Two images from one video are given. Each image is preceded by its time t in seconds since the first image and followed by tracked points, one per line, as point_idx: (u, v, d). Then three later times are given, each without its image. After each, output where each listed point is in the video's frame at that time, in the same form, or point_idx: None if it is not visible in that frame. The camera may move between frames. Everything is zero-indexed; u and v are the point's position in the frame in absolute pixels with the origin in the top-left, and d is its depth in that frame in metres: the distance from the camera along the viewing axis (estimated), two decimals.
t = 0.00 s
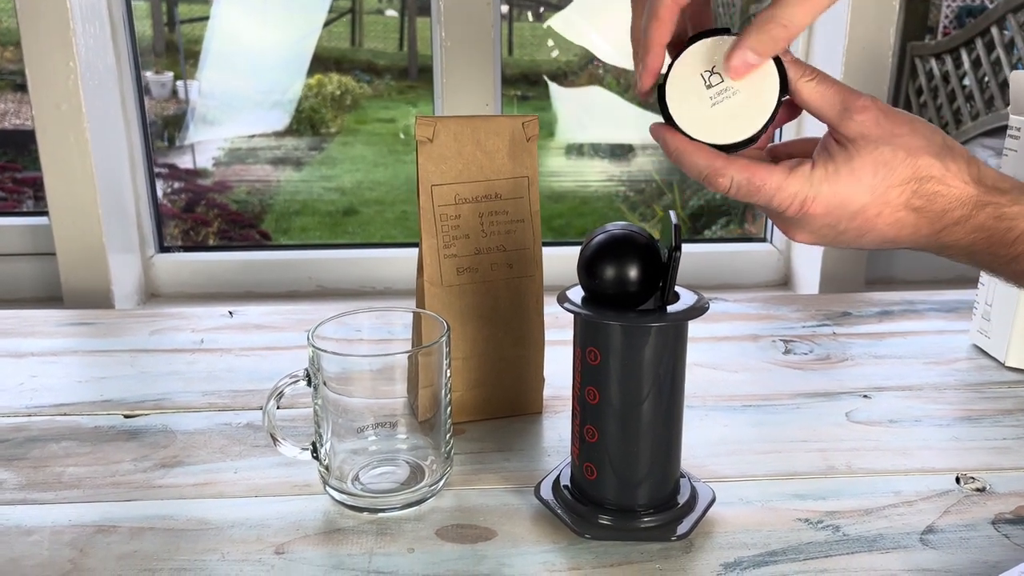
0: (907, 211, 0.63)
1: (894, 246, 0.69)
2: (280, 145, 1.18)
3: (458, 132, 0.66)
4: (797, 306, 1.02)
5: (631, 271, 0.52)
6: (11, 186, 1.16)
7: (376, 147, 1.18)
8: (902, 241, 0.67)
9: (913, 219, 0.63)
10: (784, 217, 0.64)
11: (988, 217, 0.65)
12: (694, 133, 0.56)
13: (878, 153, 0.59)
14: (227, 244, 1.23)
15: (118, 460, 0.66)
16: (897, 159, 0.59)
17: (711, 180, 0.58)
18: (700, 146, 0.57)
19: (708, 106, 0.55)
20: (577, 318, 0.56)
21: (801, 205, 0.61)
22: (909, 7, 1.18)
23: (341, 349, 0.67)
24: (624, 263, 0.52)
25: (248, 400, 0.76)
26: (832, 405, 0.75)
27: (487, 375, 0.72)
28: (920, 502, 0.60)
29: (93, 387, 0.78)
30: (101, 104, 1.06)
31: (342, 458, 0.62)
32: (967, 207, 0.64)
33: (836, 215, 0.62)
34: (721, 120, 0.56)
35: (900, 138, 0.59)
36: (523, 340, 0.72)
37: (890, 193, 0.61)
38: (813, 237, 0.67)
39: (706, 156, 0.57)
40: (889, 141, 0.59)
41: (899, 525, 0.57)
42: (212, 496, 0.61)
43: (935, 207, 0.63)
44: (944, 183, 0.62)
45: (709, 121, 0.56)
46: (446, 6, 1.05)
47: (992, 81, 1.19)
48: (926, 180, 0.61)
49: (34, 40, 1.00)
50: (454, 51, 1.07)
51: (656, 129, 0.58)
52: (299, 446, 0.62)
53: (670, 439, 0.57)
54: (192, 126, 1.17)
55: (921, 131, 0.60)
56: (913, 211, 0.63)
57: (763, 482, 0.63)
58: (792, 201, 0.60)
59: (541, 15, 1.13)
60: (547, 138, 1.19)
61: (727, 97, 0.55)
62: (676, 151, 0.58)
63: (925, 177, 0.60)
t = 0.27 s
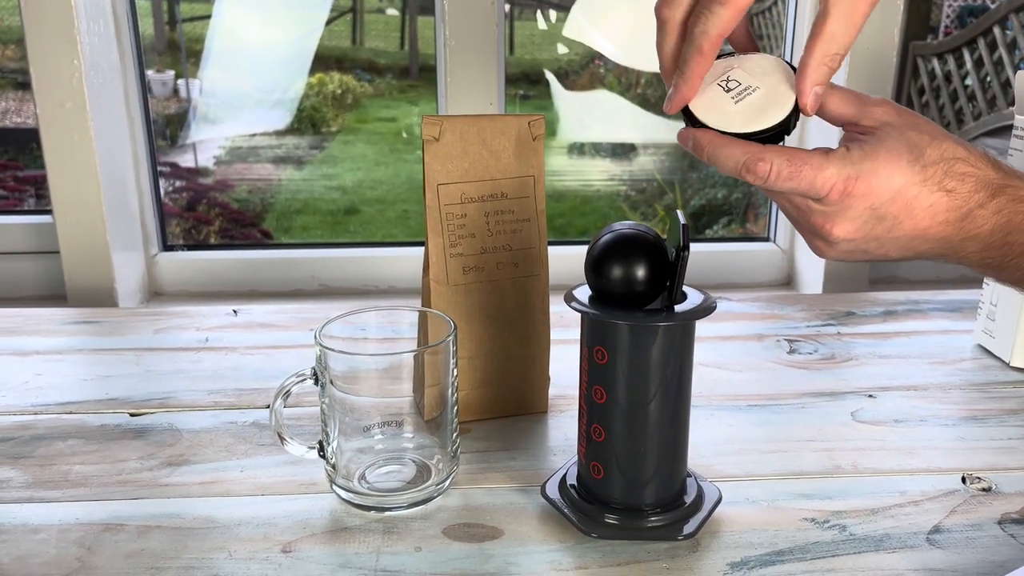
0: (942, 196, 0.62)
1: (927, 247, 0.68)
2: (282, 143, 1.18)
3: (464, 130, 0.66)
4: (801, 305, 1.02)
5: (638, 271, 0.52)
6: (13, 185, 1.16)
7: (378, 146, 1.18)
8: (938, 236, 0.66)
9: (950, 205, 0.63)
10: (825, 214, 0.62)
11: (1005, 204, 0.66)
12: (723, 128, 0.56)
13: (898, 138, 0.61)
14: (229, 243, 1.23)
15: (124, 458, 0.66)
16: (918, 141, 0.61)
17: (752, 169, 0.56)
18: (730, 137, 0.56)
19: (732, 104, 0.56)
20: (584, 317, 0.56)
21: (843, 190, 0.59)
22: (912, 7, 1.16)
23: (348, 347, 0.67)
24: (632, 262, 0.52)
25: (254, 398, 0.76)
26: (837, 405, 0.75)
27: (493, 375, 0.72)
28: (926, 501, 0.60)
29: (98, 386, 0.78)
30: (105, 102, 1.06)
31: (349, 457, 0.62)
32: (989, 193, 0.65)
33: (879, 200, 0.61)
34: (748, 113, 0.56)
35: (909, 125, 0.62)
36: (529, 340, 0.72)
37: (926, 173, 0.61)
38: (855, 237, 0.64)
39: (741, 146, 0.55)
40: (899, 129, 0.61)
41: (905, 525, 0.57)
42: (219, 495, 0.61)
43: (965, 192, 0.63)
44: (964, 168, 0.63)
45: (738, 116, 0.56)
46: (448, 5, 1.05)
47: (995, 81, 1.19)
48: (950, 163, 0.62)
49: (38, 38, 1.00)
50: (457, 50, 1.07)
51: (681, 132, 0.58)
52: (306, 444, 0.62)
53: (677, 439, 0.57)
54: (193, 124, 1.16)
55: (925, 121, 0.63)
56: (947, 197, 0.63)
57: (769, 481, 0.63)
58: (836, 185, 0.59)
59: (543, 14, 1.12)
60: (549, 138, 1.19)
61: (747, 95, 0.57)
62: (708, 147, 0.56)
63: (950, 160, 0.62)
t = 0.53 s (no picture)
0: (958, 222, 0.63)
1: (943, 270, 0.68)
2: (283, 143, 1.18)
3: (465, 132, 0.66)
4: (802, 307, 1.02)
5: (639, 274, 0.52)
6: (14, 185, 1.16)
7: (378, 146, 1.18)
8: (951, 259, 0.66)
9: (965, 231, 0.63)
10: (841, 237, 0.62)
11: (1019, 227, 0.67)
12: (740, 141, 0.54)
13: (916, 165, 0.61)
14: (230, 243, 1.23)
15: (124, 460, 0.66)
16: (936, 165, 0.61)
17: (772, 183, 0.55)
18: (752, 152, 0.54)
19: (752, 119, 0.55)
20: (585, 320, 0.56)
21: (860, 213, 0.59)
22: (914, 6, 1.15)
23: (348, 349, 0.67)
24: (633, 265, 0.52)
25: (254, 400, 0.76)
26: (838, 407, 0.75)
27: (494, 377, 0.72)
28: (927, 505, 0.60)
29: (99, 387, 0.78)
30: (106, 102, 1.06)
31: (349, 459, 0.62)
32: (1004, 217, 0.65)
33: (896, 225, 0.61)
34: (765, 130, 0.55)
35: (924, 152, 0.62)
36: (529, 342, 0.72)
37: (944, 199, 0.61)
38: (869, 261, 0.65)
39: (764, 162, 0.54)
40: (915, 155, 0.61)
41: (907, 528, 0.57)
42: (219, 497, 0.61)
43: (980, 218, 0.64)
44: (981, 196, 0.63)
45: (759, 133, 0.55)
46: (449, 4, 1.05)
47: (995, 81, 1.20)
48: (968, 190, 0.62)
49: (39, 38, 1.00)
50: (459, 50, 1.07)
51: (700, 142, 0.55)
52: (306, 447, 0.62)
53: (678, 443, 0.57)
54: (194, 124, 1.16)
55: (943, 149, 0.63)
56: (963, 222, 0.63)
57: (770, 484, 0.63)
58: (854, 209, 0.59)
59: (544, 14, 1.12)
60: (550, 138, 1.19)
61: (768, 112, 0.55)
62: (727, 160, 0.55)
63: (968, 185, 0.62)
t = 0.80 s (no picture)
0: (970, 210, 0.64)
1: (960, 267, 0.69)
2: (283, 143, 1.18)
3: (465, 133, 0.66)
4: (804, 308, 1.02)
5: (642, 276, 0.52)
6: (14, 185, 1.15)
7: (378, 146, 1.18)
8: (968, 251, 0.67)
9: (980, 219, 0.64)
10: (861, 224, 0.63)
11: None
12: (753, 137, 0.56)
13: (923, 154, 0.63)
14: (230, 243, 1.23)
15: (124, 462, 0.65)
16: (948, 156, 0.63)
17: (787, 174, 0.56)
18: (763, 146, 0.56)
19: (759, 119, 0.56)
20: (587, 322, 0.56)
21: (882, 195, 0.60)
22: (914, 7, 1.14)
23: (348, 351, 0.66)
24: (635, 267, 0.52)
25: (255, 401, 0.76)
26: (841, 409, 0.75)
27: (495, 379, 0.72)
28: (931, 507, 0.60)
29: (99, 388, 0.78)
30: (107, 102, 1.06)
31: (350, 462, 0.62)
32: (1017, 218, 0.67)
33: (912, 209, 0.62)
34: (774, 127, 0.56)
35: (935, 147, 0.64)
36: (531, 344, 0.72)
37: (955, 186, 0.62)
38: (889, 249, 0.65)
39: (775, 153, 0.56)
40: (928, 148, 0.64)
41: (910, 531, 0.57)
42: (219, 500, 0.60)
43: (991, 208, 0.65)
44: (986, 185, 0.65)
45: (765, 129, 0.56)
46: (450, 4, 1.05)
47: (996, 81, 1.20)
48: (973, 178, 0.64)
49: (41, 37, 0.99)
50: (460, 50, 1.06)
51: (708, 144, 0.58)
52: (307, 449, 0.62)
53: (681, 445, 0.57)
54: (195, 124, 1.16)
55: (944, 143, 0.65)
56: (975, 211, 0.64)
57: (773, 487, 0.62)
58: (871, 192, 0.59)
59: (545, 13, 1.12)
60: (551, 138, 1.19)
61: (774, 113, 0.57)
62: (739, 156, 0.56)
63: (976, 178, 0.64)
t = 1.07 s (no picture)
0: (969, 218, 0.64)
1: (959, 277, 0.68)
2: (283, 143, 1.18)
3: (468, 133, 0.65)
4: (806, 307, 1.02)
5: (647, 276, 0.52)
6: (15, 185, 1.15)
7: (379, 146, 1.18)
8: (968, 259, 0.67)
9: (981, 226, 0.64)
10: (861, 231, 0.62)
11: None
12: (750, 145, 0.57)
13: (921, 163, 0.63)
14: (231, 243, 1.23)
15: (127, 463, 0.65)
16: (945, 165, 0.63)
17: (785, 182, 0.56)
18: (760, 155, 0.56)
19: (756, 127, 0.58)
20: (591, 322, 0.56)
21: (882, 201, 0.60)
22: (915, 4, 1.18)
23: (351, 351, 0.67)
24: (640, 267, 0.52)
25: (257, 402, 0.76)
26: (843, 409, 0.75)
27: (498, 379, 0.72)
28: (934, 508, 0.60)
29: (101, 389, 0.78)
30: (108, 102, 1.06)
31: (353, 462, 0.62)
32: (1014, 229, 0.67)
33: (912, 215, 0.61)
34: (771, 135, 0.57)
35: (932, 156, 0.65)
36: (534, 344, 0.72)
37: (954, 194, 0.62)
38: (890, 257, 0.64)
39: (775, 162, 0.56)
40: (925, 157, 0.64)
41: (914, 532, 0.57)
42: (222, 500, 0.60)
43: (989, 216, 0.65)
44: (983, 193, 0.65)
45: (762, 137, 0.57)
46: (451, 3, 1.04)
47: (997, 80, 1.17)
48: (970, 186, 0.64)
49: (42, 37, 0.99)
50: (461, 49, 1.06)
51: (708, 155, 0.58)
52: (310, 449, 0.61)
53: (685, 446, 0.57)
54: (195, 124, 1.16)
55: (941, 152, 0.65)
56: (974, 218, 0.64)
57: (776, 487, 0.62)
58: (871, 199, 0.59)
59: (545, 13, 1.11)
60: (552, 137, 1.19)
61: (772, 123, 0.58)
62: (738, 166, 0.57)
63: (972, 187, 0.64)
